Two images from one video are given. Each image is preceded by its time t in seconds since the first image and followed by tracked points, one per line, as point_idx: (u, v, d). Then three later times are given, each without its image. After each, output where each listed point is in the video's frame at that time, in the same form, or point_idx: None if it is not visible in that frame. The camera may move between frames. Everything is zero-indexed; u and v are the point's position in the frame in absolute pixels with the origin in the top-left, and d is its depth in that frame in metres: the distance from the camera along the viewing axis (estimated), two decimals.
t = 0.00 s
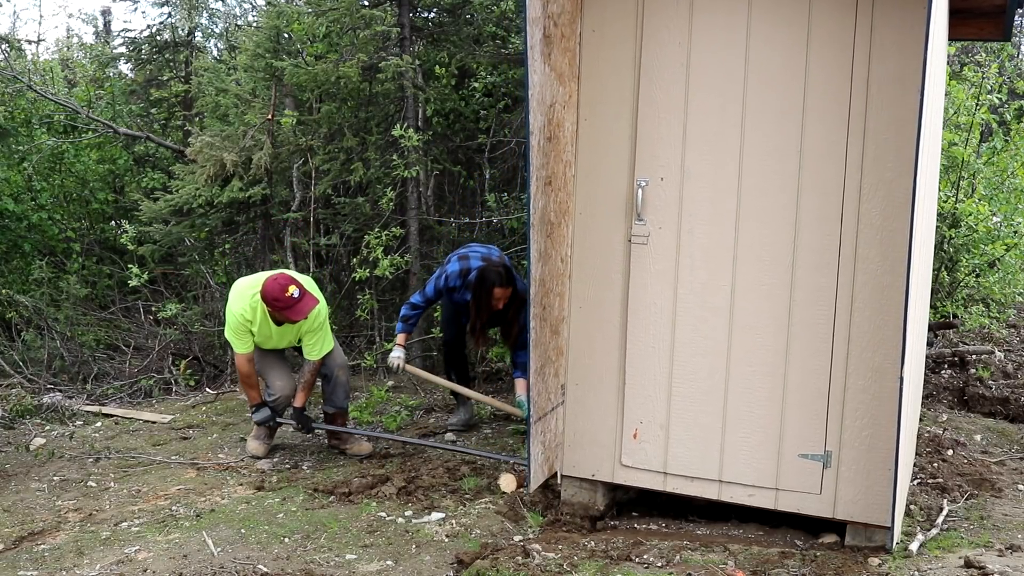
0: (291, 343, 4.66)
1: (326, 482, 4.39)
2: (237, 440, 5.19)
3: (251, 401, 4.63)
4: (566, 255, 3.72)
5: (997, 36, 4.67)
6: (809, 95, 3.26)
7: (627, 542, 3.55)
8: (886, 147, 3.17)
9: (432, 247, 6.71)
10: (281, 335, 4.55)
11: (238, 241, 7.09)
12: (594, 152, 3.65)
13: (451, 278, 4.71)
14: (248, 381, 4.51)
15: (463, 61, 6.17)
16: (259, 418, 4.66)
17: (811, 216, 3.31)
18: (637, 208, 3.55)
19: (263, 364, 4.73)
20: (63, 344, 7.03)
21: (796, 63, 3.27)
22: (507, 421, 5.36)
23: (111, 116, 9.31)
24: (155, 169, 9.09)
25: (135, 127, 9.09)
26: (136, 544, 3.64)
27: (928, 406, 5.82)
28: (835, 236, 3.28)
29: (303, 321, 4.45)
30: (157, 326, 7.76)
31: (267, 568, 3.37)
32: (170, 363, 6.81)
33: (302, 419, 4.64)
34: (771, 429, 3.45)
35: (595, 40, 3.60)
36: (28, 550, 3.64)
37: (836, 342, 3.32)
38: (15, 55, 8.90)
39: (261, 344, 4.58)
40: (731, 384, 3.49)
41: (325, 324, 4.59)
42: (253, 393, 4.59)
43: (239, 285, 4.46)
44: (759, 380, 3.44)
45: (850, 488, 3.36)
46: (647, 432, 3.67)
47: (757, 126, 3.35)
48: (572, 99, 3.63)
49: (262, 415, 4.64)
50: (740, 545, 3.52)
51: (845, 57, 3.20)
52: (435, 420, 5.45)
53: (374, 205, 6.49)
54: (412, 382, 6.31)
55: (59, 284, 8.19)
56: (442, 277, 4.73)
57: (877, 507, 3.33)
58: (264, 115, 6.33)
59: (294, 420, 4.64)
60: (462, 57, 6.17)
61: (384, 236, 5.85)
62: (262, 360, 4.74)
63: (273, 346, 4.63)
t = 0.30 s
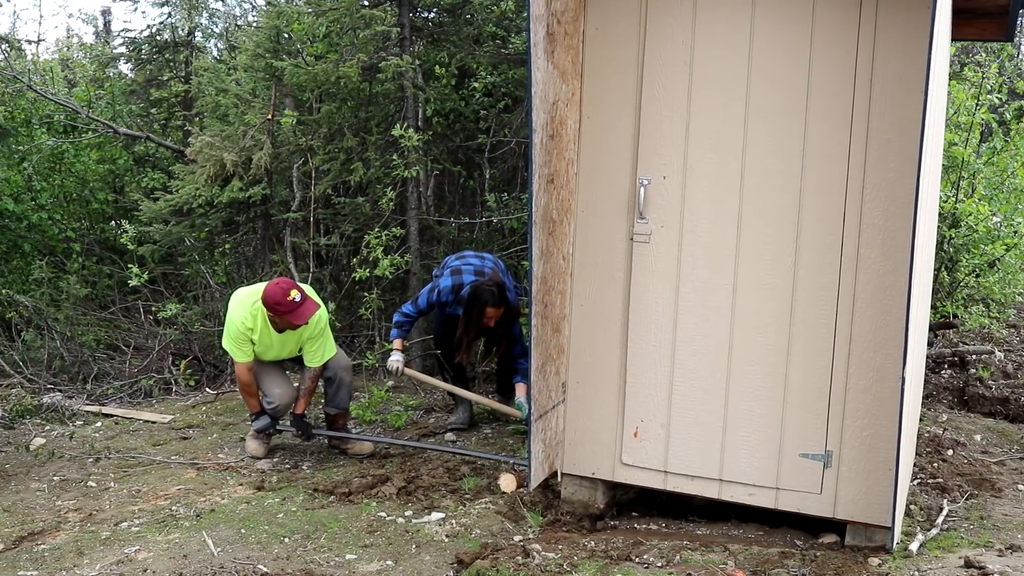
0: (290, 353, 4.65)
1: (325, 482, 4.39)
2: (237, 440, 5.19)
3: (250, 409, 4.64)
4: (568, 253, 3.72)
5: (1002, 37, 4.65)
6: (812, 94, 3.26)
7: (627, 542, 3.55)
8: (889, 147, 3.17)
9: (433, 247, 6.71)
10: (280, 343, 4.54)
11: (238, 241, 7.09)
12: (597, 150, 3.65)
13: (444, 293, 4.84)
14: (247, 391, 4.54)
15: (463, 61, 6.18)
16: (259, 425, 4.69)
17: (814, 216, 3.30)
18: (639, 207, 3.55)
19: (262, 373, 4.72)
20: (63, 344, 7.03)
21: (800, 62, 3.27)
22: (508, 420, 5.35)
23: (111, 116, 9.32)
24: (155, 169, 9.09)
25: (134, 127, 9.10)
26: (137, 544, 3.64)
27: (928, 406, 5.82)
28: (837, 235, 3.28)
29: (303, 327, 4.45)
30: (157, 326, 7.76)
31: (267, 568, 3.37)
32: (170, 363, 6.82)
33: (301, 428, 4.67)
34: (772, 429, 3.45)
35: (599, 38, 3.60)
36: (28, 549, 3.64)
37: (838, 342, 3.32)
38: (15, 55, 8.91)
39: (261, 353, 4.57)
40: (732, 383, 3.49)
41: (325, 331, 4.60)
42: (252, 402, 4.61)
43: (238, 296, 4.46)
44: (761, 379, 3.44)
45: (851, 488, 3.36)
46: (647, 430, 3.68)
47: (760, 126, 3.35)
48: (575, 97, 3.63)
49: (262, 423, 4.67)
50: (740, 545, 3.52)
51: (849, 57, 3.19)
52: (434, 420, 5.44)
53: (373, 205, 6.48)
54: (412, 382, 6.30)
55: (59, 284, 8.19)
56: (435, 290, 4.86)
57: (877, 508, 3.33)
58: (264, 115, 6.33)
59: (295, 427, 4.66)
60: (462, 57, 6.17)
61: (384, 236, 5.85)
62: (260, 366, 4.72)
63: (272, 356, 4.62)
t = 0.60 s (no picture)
0: (288, 364, 4.64)
1: (325, 482, 4.38)
2: (237, 440, 5.19)
3: (250, 419, 4.61)
4: (570, 251, 3.73)
5: (1005, 38, 4.70)
6: (816, 94, 3.26)
7: (627, 543, 3.55)
8: (892, 147, 3.17)
9: (433, 248, 6.71)
10: (279, 353, 4.53)
11: (238, 241, 7.09)
12: (600, 148, 3.65)
13: (451, 300, 4.89)
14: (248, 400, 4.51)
15: (463, 61, 6.17)
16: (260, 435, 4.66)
17: (816, 215, 3.30)
18: (642, 205, 3.55)
19: (259, 384, 4.69)
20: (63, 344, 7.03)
21: (804, 61, 3.26)
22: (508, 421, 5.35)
23: (111, 116, 9.32)
24: (155, 169, 9.09)
25: (134, 127, 9.10)
26: (136, 544, 3.64)
27: (928, 406, 5.82)
28: (839, 235, 3.28)
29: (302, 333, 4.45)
30: (157, 326, 7.76)
31: (267, 568, 3.37)
32: (170, 363, 6.82)
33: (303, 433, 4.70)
34: (773, 428, 3.45)
35: (603, 35, 3.60)
36: (28, 549, 3.64)
37: (840, 342, 3.31)
38: (15, 55, 8.91)
39: (259, 365, 4.54)
40: (734, 382, 3.49)
41: (322, 338, 4.61)
42: (252, 412, 4.58)
43: (236, 306, 4.46)
44: (763, 378, 3.44)
45: (852, 488, 3.36)
46: (648, 428, 3.68)
47: (763, 125, 3.34)
48: (579, 95, 3.63)
49: (262, 432, 4.65)
50: (740, 545, 3.52)
51: (853, 57, 3.19)
52: (434, 420, 5.44)
53: (373, 206, 6.49)
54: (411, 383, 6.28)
55: (59, 284, 8.18)
56: (442, 297, 4.91)
57: (877, 508, 3.33)
58: (264, 115, 6.32)
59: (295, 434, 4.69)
60: (462, 57, 6.17)
61: (384, 237, 5.84)
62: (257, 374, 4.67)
63: (269, 368, 4.60)
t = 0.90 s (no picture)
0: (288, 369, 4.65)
1: (324, 482, 4.38)
2: (237, 441, 5.19)
3: (250, 425, 4.61)
4: (573, 248, 3.73)
5: (1009, 39, 4.62)
6: (820, 93, 3.26)
7: (627, 542, 3.55)
8: (896, 148, 3.17)
9: (433, 247, 6.72)
10: (280, 357, 4.54)
11: (238, 240, 7.09)
12: (603, 146, 3.66)
13: (463, 300, 4.91)
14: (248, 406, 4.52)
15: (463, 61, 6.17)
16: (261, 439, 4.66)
17: (819, 215, 3.30)
18: (645, 203, 3.55)
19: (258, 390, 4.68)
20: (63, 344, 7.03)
21: (809, 61, 3.26)
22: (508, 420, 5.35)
23: (111, 116, 9.33)
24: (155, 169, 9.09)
25: (134, 126, 9.11)
26: (136, 544, 3.64)
27: (928, 406, 5.82)
28: (842, 235, 3.28)
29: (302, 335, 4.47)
30: (157, 326, 7.76)
31: (267, 568, 3.37)
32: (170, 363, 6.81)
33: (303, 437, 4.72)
34: (774, 428, 3.45)
35: (608, 33, 3.60)
36: (28, 549, 3.64)
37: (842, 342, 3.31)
38: (15, 55, 8.91)
39: (259, 371, 4.55)
40: (736, 380, 3.49)
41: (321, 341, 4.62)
42: (252, 417, 4.58)
43: (236, 310, 4.46)
44: (765, 377, 3.44)
45: (853, 487, 3.36)
46: (649, 426, 3.68)
47: (767, 124, 3.34)
48: (583, 92, 3.64)
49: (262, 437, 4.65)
50: (740, 545, 3.52)
51: (859, 57, 3.19)
52: (434, 420, 5.43)
53: (373, 205, 6.49)
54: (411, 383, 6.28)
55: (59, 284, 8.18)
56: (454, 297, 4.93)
57: (878, 508, 3.33)
58: (264, 115, 6.32)
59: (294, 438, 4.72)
60: (462, 57, 6.16)
61: (384, 237, 5.84)
62: (257, 379, 4.67)
63: (269, 373, 4.60)
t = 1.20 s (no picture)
0: (290, 368, 4.66)
1: (324, 482, 4.38)
2: (237, 441, 5.19)
3: (249, 422, 4.59)
4: (572, 249, 3.73)
5: (1008, 39, 4.62)
6: (819, 94, 3.26)
7: (627, 543, 3.55)
8: (895, 148, 3.16)
9: (433, 247, 6.72)
10: (280, 354, 4.54)
11: (238, 241, 7.09)
12: (603, 147, 3.66)
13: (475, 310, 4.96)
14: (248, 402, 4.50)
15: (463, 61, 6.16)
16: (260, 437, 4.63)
17: (818, 215, 3.30)
18: (644, 204, 3.55)
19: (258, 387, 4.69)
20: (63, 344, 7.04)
21: (808, 61, 3.26)
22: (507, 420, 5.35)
23: (111, 116, 9.34)
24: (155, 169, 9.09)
25: (134, 127, 9.11)
26: (137, 544, 3.64)
27: (929, 406, 5.82)
28: (842, 235, 3.28)
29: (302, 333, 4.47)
30: (157, 326, 7.76)
31: (267, 568, 3.37)
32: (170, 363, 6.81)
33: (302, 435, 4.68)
34: (774, 428, 3.45)
35: (607, 33, 3.60)
36: (29, 549, 3.64)
37: (842, 342, 3.31)
38: (16, 55, 8.91)
39: (260, 368, 4.55)
40: (735, 381, 3.49)
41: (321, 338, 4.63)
42: (252, 414, 4.56)
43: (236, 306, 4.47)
44: (764, 377, 3.44)
45: (853, 487, 3.36)
46: (648, 427, 3.68)
47: (766, 125, 3.34)
48: (582, 93, 3.64)
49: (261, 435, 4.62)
50: (739, 545, 3.52)
51: (857, 57, 3.19)
52: (433, 420, 5.43)
53: (374, 205, 6.49)
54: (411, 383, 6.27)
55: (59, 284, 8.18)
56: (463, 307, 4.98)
57: (878, 508, 3.33)
58: (264, 115, 6.32)
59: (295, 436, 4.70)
60: (462, 57, 6.16)
61: (384, 237, 5.83)
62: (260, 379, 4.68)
63: (269, 371, 4.61)
